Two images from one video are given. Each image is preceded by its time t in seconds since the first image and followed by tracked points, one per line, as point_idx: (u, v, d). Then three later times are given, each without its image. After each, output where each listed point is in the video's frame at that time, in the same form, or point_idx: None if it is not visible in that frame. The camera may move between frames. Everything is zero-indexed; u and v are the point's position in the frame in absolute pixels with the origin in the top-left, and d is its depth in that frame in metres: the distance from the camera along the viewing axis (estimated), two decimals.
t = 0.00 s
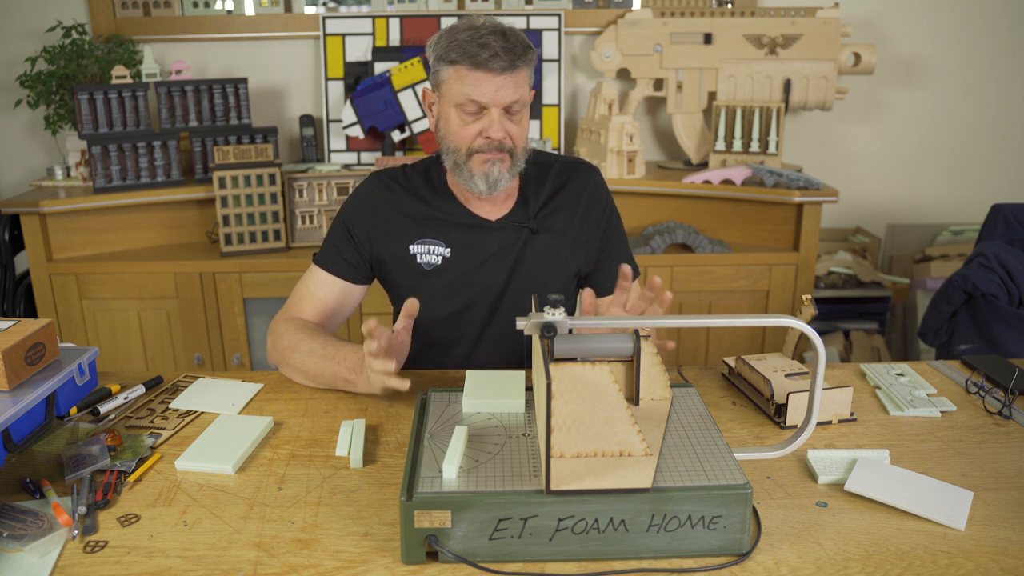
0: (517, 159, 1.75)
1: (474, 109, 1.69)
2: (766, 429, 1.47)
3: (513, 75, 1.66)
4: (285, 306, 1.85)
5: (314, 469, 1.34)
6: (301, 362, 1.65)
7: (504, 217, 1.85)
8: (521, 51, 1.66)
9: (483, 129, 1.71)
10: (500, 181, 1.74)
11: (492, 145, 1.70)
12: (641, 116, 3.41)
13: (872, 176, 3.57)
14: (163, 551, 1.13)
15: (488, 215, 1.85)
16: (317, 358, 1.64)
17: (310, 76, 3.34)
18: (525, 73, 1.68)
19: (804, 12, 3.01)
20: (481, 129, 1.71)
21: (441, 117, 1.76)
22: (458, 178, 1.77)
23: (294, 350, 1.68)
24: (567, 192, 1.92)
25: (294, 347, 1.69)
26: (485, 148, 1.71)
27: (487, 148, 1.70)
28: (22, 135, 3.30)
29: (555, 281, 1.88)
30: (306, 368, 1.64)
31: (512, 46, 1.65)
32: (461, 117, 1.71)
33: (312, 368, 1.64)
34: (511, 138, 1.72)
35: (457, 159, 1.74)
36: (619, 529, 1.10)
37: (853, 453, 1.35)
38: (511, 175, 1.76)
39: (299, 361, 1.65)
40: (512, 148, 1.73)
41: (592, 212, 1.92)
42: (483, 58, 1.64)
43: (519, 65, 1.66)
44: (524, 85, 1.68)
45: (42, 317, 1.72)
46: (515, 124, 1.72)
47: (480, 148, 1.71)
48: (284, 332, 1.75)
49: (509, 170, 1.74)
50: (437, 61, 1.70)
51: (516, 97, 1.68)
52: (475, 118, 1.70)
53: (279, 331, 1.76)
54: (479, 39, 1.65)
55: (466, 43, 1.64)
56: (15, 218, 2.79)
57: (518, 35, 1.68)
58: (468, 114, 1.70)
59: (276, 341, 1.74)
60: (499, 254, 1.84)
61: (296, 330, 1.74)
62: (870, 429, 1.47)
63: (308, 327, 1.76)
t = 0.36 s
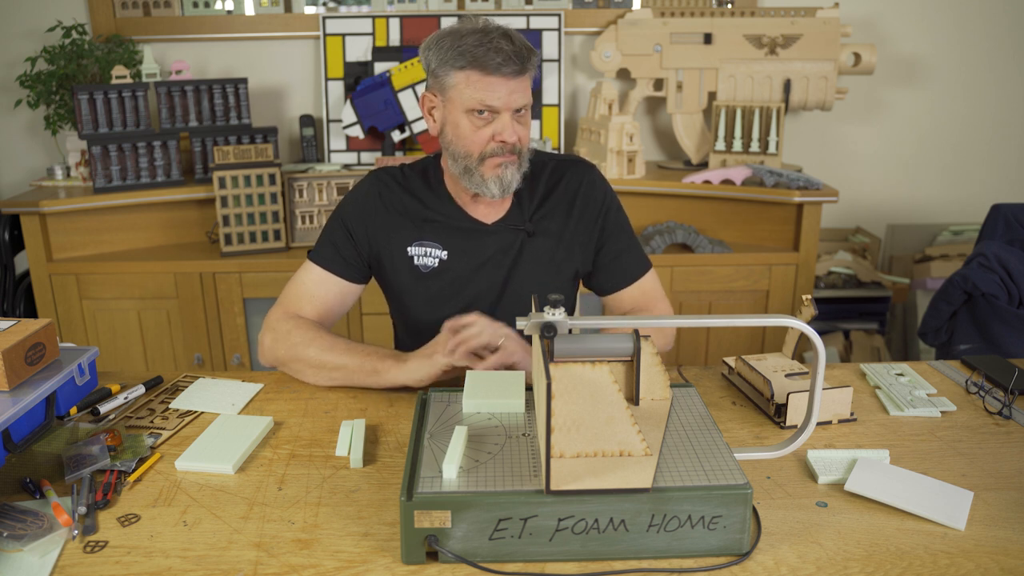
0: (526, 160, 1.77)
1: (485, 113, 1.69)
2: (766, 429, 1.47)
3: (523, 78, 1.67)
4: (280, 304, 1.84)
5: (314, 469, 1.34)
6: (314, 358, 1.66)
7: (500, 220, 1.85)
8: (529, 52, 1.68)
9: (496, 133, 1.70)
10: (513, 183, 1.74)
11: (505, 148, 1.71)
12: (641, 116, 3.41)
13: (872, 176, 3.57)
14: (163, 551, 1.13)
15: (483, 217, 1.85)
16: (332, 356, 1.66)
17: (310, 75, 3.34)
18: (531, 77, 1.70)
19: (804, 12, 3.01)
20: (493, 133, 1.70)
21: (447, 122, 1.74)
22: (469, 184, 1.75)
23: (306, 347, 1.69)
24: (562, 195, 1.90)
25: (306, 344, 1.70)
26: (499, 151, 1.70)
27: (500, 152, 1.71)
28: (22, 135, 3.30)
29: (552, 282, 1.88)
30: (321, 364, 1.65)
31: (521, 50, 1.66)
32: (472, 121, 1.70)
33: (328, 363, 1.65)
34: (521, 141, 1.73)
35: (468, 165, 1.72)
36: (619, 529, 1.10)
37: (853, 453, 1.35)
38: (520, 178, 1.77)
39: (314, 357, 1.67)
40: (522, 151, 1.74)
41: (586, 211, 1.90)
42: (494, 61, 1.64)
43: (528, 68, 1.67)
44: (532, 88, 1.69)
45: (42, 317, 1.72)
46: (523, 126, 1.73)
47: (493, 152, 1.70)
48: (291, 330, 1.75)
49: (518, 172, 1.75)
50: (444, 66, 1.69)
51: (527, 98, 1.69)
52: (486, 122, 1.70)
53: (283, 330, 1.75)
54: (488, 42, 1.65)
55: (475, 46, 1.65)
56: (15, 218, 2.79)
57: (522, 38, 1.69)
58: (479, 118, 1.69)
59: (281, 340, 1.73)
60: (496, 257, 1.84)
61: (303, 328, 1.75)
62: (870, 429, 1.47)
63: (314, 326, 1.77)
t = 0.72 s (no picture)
0: (520, 168, 1.76)
1: (475, 123, 1.69)
2: (766, 429, 1.47)
3: (513, 87, 1.65)
4: (274, 308, 1.83)
5: (314, 469, 1.34)
6: (309, 364, 1.66)
7: (500, 230, 1.85)
8: (521, 60, 1.65)
9: (486, 143, 1.70)
10: (505, 198, 1.75)
11: (496, 158, 1.70)
12: (641, 116, 3.41)
13: (872, 176, 3.57)
14: (163, 551, 1.13)
15: (483, 227, 1.85)
16: (332, 358, 1.66)
17: (310, 76, 3.34)
18: (524, 84, 1.68)
19: (804, 12, 3.01)
20: (483, 143, 1.71)
21: (440, 131, 1.75)
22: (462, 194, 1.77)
23: (302, 352, 1.68)
24: (562, 202, 1.90)
25: (301, 350, 1.69)
26: (488, 162, 1.71)
27: (491, 162, 1.70)
28: (22, 135, 3.30)
29: (553, 290, 1.88)
30: (317, 369, 1.65)
31: (512, 57, 1.64)
32: (462, 131, 1.71)
33: (325, 368, 1.65)
34: (514, 150, 1.72)
35: (460, 175, 1.74)
36: (619, 529, 1.10)
37: (853, 453, 1.35)
38: (515, 187, 1.76)
39: (310, 362, 1.66)
40: (515, 160, 1.73)
41: (586, 217, 1.90)
42: (482, 71, 1.63)
43: (519, 76, 1.65)
44: (524, 96, 1.68)
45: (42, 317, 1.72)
46: (517, 135, 1.72)
47: (483, 162, 1.71)
48: (286, 336, 1.74)
49: (510, 181, 1.74)
50: (434, 75, 1.69)
51: (518, 108, 1.68)
52: (477, 132, 1.70)
53: (277, 335, 1.75)
54: (477, 51, 1.64)
55: (464, 56, 1.64)
56: (15, 218, 2.79)
57: (515, 44, 1.67)
58: (469, 129, 1.70)
59: (277, 345, 1.73)
60: (496, 265, 1.84)
61: (297, 334, 1.74)
62: (870, 429, 1.47)
63: (309, 330, 1.76)
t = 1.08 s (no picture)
0: (521, 173, 1.76)
1: (475, 130, 1.69)
2: (766, 429, 1.47)
3: (513, 94, 1.65)
4: (275, 309, 1.84)
5: (314, 469, 1.34)
6: (310, 364, 1.66)
7: (500, 235, 1.85)
8: (522, 66, 1.65)
9: (486, 150, 1.70)
10: (503, 208, 1.77)
11: (495, 165, 1.71)
12: (641, 116, 3.41)
13: (872, 176, 3.57)
14: (163, 551, 1.13)
15: (484, 233, 1.85)
16: (332, 357, 1.66)
17: (310, 76, 3.34)
18: (525, 90, 1.67)
19: (804, 12, 3.01)
20: (483, 150, 1.71)
21: (440, 136, 1.76)
22: (462, 199, 1.78)
23: (302, 352, 1.68)
24: (563, 206, 1.90)
25: (301, 349, 1.69)
26: (488, 169, 1.71)
27: (491, 169, 1.71)
28: (22, 135, 3.30)
29: (554, 295, 1.88)
30: (317, 368, 1.65)
31: (512, 63, 1.64)
32: (461, 137, 1.71)
33: (325, 368, 1.65)
34: (514, 157, 1.72)
35: (460, 182, 1.75)
36: (619, 529, 1.10)
37: (853, 453, 1.35)
38: (515, 194, 1.77)
39: (310, 362, 1.66)
40: (514, 167, 1.73)
41: (587, 221, 1.90)
42: (482, 78, 1.63)
43: (520, 83, 1.65)
44: (524, 102, 1.67)
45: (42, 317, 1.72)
46: (517, 141, 1.72)
47: (483, 169, 1.71)
48: (287, 336, 1.74)
49: (510, 188, 1.75)
50: (434, 80, 1.69)
51: (518, 114, 1.67)
52: (477, 138, 1.70)
53: (278, 335, 1.75)
54: (477, 57, 1.63)
55: (464, 61, 1.63)
56: (15, 219, 2.79)
57: (515, 50, 1.66)
58: (469, 135, 1.70)
59: (277, 345, 1.73)
60: (497, 270, 1.84)
61: (298, 334, 1.74)
62: (870, 429, 1.47)
63: (309, 330, 1.76)
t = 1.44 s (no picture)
0: (521, 169, 1.76)
1: (475, 128, 1.68)
2: (766, 429, 1.47)
3: (513, 91, 1.65)
4: (277, 309, 1.84)
5: (314, 469, 1.34)
6: (309, 364, 1.66)
7: (501, 231, 1.85)
8: (521, 65, 1.65)
9: (486, 147, 1.70)
10: (503, 203, 1.76)
11: (495, 162, 1.71)
12: (641, 116, 3.41)
13: (872, 176, 3.57)
14: (163, 551, 1.13)
15: (484, 228, 1.85)
16: (332, 358, 1.66)
17: (310, 76, 3.34)
18: (525, 88, 1.67)
19: (804, 12, 3.01)
20: (484, 147, 1.70)
21: (441, 134, 1.76)
22: (462, 196, 1.78)
23: (302, 352, 1.68)
24: (564, 205, 1.90)
25: (301, 350, 1.69)
26: (488, 166, 1.71)
27: (491, 166, 1.71)
28: (22, 135, 3.30)
29: (554, 291, 1.88)
30: (317, 369, 1.65)
31: (512, 61, 1.64)
32: (462, 135, 1.71)
33: (323, 369, 1.64)
34: (514, 154, 1.72)
35: (461, 179, 1.75)
36: (619, 529, 1.10)
37: (853, 453, 1.35)
38: (515, 190, 1.77)
39: (310, 362, 1.66)
40: (515, 163, 1.73)
41: (586, 218, 1.90)
42: (481, 76, 1.63)
43: (520, 80, 1.65)
44: (524, 100, 1.67)
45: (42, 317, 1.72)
46: (517, 138, 1.72)
47: (483, 166, 1.71)
48: (288, 336, 1.74)
49: (510, 184, 1.75)
50: (435, 78, 1.68)
51: (519, 112, 1.67)
52: (477, 136, 1.70)
53: (279, 335, 1.75)
54: (477, 56, 1.63)
55: (464, 60, 1.63)
56: (15, 219, 2.79)
57: (515, 47, 1.66)
58: (469, 133, 1.70)
59: (278, 344, 1.73)
60: (498, 266, 1.84)
61: (299, 334, 1.75)
62: (870, 429, 1.47)
63: (310, 331, 1.77)
